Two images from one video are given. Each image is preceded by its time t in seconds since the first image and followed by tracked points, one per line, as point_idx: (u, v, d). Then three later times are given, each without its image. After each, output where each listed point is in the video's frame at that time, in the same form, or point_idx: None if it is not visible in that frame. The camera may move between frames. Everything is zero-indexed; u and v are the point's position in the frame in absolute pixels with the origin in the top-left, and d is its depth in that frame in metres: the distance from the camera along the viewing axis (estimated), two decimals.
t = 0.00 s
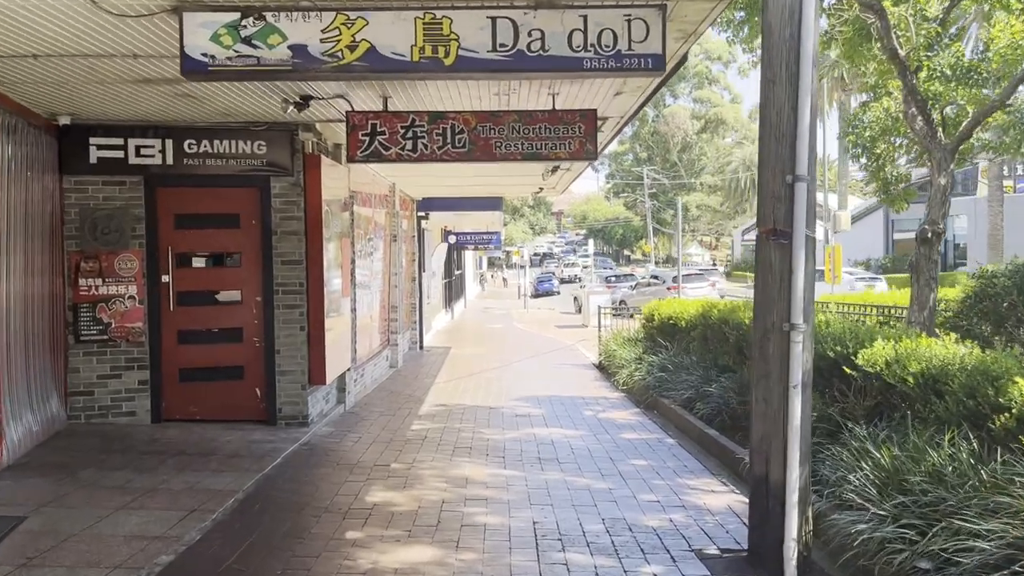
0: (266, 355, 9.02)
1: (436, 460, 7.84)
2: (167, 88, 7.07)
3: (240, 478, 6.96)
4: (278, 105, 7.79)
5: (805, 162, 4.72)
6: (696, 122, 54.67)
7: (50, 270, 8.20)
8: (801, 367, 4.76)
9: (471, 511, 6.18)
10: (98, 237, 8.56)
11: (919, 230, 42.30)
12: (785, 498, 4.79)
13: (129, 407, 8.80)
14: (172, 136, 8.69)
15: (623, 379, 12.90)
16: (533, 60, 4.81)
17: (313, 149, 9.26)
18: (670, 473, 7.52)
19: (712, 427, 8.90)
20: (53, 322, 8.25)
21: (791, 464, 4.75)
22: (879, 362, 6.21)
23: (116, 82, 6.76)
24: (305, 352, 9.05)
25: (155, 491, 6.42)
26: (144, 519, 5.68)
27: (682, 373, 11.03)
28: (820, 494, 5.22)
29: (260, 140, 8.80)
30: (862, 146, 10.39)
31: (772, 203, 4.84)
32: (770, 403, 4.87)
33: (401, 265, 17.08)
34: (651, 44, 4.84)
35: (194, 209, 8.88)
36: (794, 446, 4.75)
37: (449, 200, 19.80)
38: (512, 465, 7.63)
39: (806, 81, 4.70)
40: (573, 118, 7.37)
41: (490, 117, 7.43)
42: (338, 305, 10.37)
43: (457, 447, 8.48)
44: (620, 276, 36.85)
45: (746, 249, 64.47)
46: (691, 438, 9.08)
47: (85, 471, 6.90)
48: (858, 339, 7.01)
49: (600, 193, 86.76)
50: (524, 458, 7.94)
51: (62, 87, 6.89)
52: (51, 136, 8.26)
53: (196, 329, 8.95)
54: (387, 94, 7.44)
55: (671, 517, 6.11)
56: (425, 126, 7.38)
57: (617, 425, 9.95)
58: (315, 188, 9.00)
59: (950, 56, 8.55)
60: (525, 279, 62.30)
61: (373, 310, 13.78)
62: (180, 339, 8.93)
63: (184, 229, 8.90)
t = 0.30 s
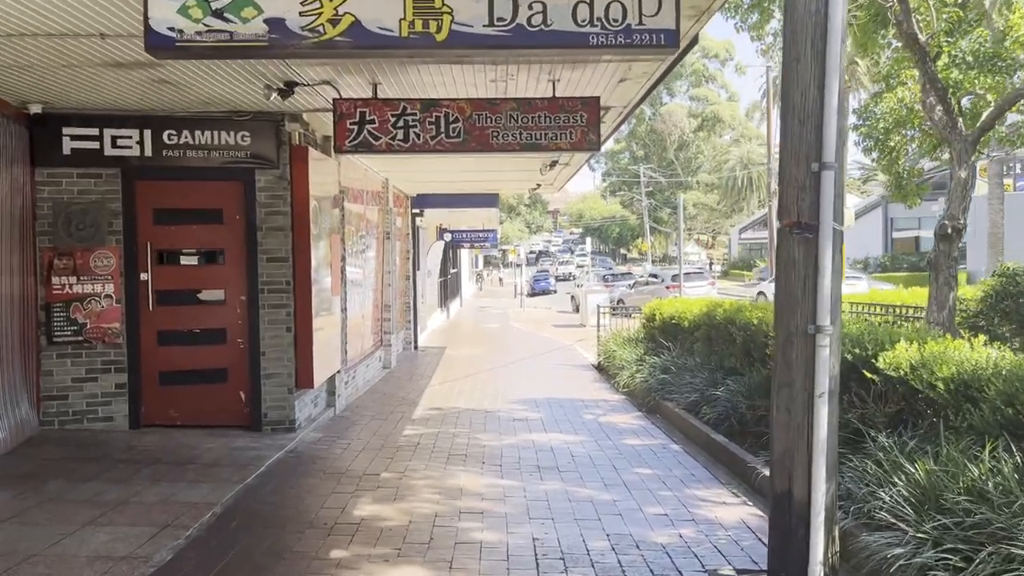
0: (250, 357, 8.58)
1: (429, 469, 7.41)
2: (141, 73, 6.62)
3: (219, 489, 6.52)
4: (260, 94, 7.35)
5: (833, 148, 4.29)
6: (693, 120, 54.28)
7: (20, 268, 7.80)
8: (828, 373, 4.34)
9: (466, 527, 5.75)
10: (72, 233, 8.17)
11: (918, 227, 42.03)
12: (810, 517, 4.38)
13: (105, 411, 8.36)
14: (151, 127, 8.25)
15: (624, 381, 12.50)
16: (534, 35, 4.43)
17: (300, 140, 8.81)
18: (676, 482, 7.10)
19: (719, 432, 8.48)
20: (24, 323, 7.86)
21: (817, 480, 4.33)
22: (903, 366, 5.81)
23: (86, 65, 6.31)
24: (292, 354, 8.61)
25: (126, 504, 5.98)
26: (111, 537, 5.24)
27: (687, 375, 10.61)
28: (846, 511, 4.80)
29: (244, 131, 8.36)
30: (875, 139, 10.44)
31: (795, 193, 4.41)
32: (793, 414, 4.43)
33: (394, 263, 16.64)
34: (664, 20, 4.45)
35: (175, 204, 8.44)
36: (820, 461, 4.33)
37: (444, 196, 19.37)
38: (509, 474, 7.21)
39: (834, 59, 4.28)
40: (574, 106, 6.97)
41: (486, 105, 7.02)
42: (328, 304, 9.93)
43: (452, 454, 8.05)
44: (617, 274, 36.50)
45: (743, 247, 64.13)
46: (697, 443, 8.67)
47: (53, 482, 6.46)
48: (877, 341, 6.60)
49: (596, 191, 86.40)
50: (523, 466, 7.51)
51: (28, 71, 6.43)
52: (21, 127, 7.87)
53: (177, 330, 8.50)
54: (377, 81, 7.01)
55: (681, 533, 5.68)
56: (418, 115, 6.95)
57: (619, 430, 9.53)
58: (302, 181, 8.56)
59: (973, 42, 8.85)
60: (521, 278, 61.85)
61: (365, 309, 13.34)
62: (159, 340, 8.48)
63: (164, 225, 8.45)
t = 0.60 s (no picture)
0: (230, 360, 8.12)
1: (418, 479, 6.96)
2: (107, 55, 6.15)
3: (190, 503, 6.07)
4: (238, 80, 6.88)
5: (864, 134, 3.86)
6: (690, 118, 53.86)
7: None
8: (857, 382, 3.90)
9: (457, 546, 5.30)
10: (40, 228, 7.76)
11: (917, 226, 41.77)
12: (835, 540, 3.94)
13: (75, 417, 7.92)
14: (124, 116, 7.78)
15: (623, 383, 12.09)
16: (531, 5, 4.04)
17: (284, 131, 8.35)
18: (682, 495, 6.67)
19: (725, 439, 8.04)
20: None
21: (845, 500, 3.89)
22: (929, 372, 5.35)
23: (46, 45, 5.84)
24: (274, 356, 8.15)
25: (88, 521, 5.54)
26: (66, 560, 4.80)
27: (690, 379, 10.20)
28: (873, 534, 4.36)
29: (223, 121, 7.89)
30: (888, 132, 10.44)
31: (820, 181, 3.96)
32: (817, 427, 3.97)
33: (386, 261, 16.20)
34: None
35: (149, 197, 7.98)
36: (848, 479, 3.89)
37: (438, 193, 18.93)
38: (504, 486, 6.77)
39: (865, 33, 3.84)
40: (573, 92, 6.56)
41: (479, 91, 6.57)
42: (313, 304, 9.48)
43: (443, 463, 7.61)
44: (615, 273, 36.17)
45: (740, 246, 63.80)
46: (701, 452, 8.23)
47: (12, 495, 6.00)
48: (897, 344, 6.16)
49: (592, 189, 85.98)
50: (518, 477, 7.07)
51: None
52: None
53: (152, 331, 8.04)
54: (362, 65, 6.55)
55: (688, 553, 5.24)
56: (406, 102, 6.50)
57: (619, 437, 9.10)
58: (285, 174, 8.10)
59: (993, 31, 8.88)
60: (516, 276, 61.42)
61: (355, 309, 12.90)
62: (133, 342, 8.02)
63: (138, 220, 8.00)
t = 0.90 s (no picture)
0: (206, 360, 7.67)
1: (404, 487, 6.53)
2: (68, 31, 5.70)
3: (158, 514, 5.62)
4: (212, 60, 6.43)
5: (899, 106, 3.44)
6: (685, 117, 53.55)
7: None
8: (889, 387, 3.49)
9: (444, 563, 4.86)
10: (3, 220, 7.33)
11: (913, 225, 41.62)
12: (865, 564, 3.53)
13: (41, 421, 7.46)
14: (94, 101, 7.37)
15: (618, 385, 11.68)
16: None
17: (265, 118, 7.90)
18: (686, 504, 6.25)
19: (729, 444, 7.63)
20: None
21: (876, 519, 3.49)
22: (956, 374, 4.96)
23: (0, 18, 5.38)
24: (253, 356, 7.71)
25: (43, 535, 5.09)
26: None
27: (690, 380, 9.78)
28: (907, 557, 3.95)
29: (199, 106, 7.49)
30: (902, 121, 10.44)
31: (845, 161, 3.55)
32: (844, 437, 3.56)
33: (377, 258, 15.76)
34: None
35: (120, 187, 7.53)
36: (879, 495, 3.48)
37: (430, 188, 18.48)
38: (496, 495, 6.34)
39: None
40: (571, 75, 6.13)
41: (470, 73, 6.14)
42: (297, 301, 9.03)
43: (431, 469, 7.17)
44: (609, 272, 35.76)
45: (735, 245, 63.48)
46: (704, 456, 7.81)
47: None
48: (918, 343, 5.74)
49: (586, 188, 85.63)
50: (512, 485, 6.64)
51: None
52: None
53: (122, 330, 7.59)
54: (344, 43, 6.11)
55: (695, 570, 4.81)
56: (391, 84, 6.07)
57: (618, 441, 8.68)
58: (265, 163, 7.65)
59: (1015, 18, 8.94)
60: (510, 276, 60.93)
61: (343, 307, 12.45)
62: (103, 341, 7.56)
63: (108, 211, 7.53)
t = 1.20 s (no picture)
0: (181, 368, 7.21)
1: (390, 506, 6.08)
2: (27, 12, 5.24)
3: (120, 539, 5.16)
4: (184, 45, 5.98)
5: (950, 90, 3.01)
6: (681, 119, 53.22)
7: None
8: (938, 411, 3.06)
9: None
10: None
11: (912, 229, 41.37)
12: None
13: (5, 432, 7.01)
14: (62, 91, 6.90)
15: (616, 393, 11.25)
16: None
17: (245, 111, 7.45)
18: (693, 526, 5.80)
19: (736, 458, 7.19)
20: None
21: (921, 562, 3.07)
22: (993, 390, 4.54)
23: None
24: (232, 364, 7.25)
25: None
26: None
27: (694, 389, 9.34)
28: None
29: (174, 98, 7.01)
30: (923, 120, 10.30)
31: (886, 153, 3.13)
32: (885, 468, 3.14)
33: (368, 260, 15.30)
34: None
35: (90, 184, 7.07)
36: (926, 535, 3.07)
37: (423, 188, 18.03)
38: (489, 515, 5.89)
39: None
40: (571, 63, 5.70)
41: (463, 60, 5.70)
42: (280, 305, 8.57)
43: (420, 486, 6.71)
44: (605, 274, 35.35)
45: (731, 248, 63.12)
46: (710, 472, 7.36)
47: None
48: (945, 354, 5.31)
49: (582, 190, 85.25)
50: (506, 504, 6.20)
51: None
52: None
53: (92, 336, 7.13)
54: (327, 28, 5.67)
55: None
56: (377, 72, 5.63)
57: (618, 454, 8.23)
58: (245, 159, 7.20)
59: None
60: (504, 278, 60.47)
61: (331, 310, 11.99)
62: (71, 347, 7.11)
63: (76, 208, 7.07)
